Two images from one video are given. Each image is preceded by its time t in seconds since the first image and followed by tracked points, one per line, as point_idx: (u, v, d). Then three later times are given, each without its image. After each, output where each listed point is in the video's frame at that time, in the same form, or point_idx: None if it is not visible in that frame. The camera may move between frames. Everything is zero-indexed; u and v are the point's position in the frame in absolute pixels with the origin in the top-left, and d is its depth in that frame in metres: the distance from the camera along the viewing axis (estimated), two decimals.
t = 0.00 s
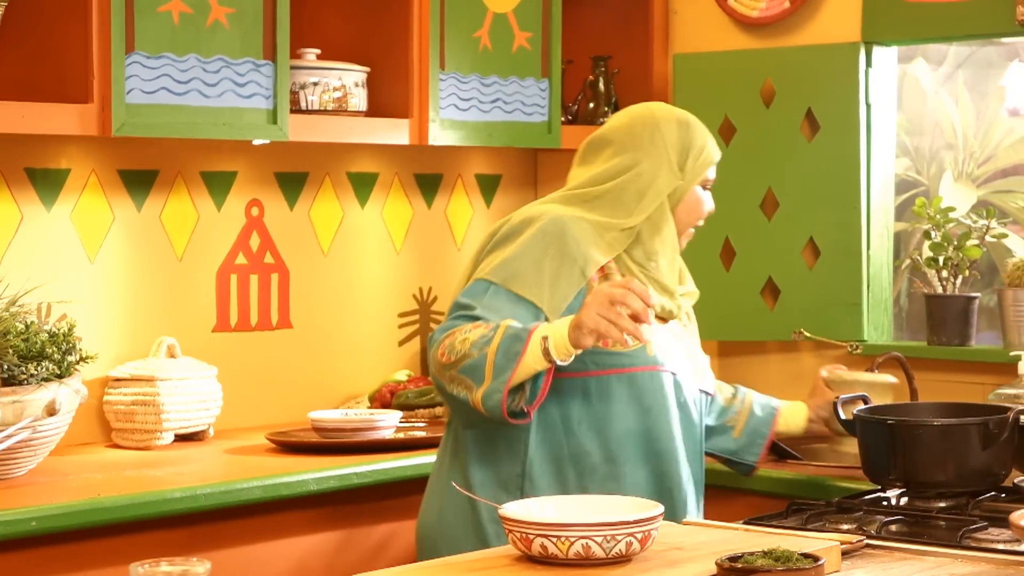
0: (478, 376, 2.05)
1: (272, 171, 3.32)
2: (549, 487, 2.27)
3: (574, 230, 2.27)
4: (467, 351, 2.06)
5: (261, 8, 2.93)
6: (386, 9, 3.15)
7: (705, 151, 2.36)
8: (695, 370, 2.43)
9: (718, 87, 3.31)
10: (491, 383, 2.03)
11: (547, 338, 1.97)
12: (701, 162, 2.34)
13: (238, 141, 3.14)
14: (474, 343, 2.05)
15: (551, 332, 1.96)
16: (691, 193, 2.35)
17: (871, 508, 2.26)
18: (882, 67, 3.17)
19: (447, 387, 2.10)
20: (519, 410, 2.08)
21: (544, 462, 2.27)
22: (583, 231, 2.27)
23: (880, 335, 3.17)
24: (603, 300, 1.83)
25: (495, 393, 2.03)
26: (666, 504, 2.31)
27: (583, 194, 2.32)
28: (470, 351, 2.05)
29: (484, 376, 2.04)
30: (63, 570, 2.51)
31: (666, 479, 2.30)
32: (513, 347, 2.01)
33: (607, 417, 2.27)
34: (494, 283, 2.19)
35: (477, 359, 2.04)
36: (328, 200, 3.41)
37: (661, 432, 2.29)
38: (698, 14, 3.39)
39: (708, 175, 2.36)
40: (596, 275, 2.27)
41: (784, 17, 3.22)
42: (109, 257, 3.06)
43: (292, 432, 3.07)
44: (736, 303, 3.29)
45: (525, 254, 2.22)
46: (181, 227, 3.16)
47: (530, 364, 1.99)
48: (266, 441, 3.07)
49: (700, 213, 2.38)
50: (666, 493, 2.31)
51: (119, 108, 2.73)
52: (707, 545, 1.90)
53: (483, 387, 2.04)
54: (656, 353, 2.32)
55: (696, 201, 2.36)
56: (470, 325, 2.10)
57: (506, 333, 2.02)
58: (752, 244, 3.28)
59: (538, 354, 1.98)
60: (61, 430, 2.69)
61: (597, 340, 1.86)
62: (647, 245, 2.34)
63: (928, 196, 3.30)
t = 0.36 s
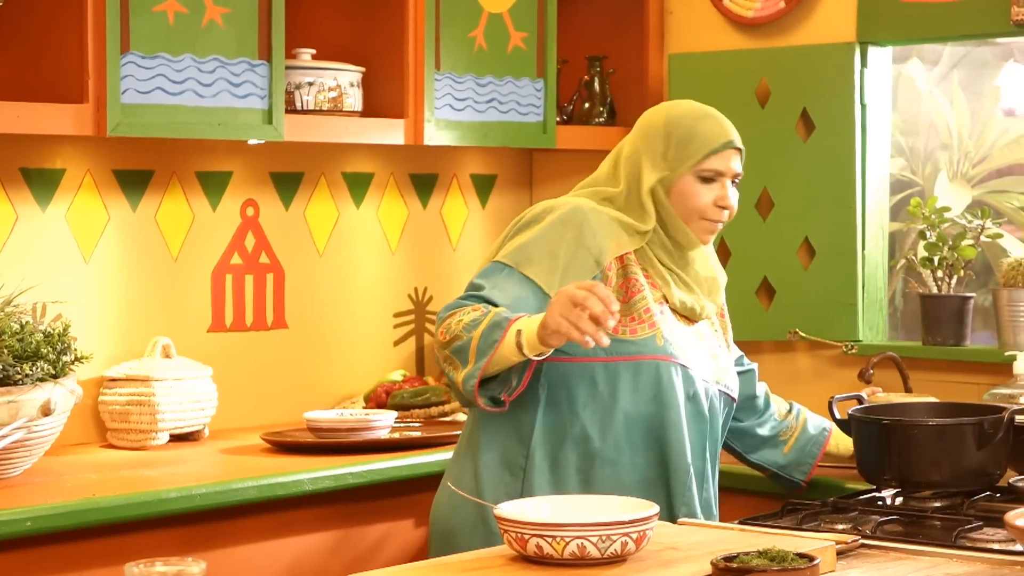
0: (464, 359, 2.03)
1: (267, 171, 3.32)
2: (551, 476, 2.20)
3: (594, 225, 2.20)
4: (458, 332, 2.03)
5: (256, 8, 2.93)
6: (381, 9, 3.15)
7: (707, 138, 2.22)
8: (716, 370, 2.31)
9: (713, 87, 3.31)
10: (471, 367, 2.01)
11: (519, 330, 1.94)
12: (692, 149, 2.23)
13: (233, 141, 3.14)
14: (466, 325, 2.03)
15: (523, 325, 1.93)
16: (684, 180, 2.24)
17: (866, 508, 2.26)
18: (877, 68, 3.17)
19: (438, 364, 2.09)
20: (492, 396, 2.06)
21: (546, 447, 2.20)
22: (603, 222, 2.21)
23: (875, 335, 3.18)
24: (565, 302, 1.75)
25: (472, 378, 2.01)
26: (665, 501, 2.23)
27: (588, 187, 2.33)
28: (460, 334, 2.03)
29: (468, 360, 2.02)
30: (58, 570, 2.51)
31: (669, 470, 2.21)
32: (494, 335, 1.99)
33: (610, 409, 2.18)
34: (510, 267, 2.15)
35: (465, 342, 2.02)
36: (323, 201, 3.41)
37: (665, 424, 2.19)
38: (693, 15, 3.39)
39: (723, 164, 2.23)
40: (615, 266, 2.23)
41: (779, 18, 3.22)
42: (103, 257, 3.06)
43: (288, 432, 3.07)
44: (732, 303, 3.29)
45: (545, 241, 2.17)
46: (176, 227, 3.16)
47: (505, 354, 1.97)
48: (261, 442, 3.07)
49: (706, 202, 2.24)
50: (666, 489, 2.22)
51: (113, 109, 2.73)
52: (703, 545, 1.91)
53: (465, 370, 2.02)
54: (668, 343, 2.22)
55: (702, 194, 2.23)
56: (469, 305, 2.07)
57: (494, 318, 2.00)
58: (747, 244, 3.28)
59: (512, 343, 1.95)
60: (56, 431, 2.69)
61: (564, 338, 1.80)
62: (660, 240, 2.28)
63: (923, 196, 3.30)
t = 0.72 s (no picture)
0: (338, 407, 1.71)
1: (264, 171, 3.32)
2: (463, 519, 1.88)
3: (489, 243, 1.88)
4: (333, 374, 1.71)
5: (253, 8, 2.93)
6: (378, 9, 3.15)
7: (576, 122, 1.89)
8: (641, 378, 1.91)
9: (710, 87, 3.31)
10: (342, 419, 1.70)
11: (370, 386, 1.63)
12: (571, 137, 1.89)
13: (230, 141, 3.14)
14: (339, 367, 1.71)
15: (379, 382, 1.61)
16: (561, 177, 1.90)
17: (864, 508, 2.26)
18: (874, 68, 3.17)
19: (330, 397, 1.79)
20: (365, 444, 1.75)
21: (453, 477, 1.89)
22: (501, 238, 1.89)
23: (872, 335, 3.19)
24: (376, 369, 1.58)
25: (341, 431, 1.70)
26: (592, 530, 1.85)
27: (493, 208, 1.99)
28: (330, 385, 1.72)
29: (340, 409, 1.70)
30: (55, 570, 2.51)
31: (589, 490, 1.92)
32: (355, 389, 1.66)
33: (507, 436, 1.86)
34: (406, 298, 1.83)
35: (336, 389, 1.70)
36: (320, 201, 3.41)
37: (573, 445, 1.86)
38: (690, 15, 3.40)
39: (606, 149, 1.87)
40: (506, 284, 1.86)
41: (776, 18, 3.22)
42: (100, 258, 3.05)
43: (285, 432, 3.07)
44: (729, 303, 3.29)
45: (436, 267, 1.85)
46: (172, 227, 3.16)
47: (368, 408, 1.66)
48: (258, 442, 3.07)
49: (587, 194, 1.87)
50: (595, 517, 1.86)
51: (110, 109, 2.73)
52: (700, 545, 1.90)
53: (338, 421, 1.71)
54: (581, 360, 1.87)
55: (584, 183, 1.88)
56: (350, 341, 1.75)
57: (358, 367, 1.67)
58: (743, 245, 3.27)
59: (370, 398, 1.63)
60: (53, 431, 2.69)
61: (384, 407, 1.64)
62: (563, 245, 1.92)
63: (920, 196, 3.31)
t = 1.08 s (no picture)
0: (225, 457, 1.82)
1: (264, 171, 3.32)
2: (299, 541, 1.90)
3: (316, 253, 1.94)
4: (216, 429, 1.83)
5: (253, 9, 2.93)
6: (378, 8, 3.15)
7: (413, 104, 1.93)
8: (469, 377, 1.89)
9: (710, 88, 3.31)
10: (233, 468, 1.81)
11: (265, 434, 1.76)
12: (407, 122, 1.93)
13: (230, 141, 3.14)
14: (221, 421, 1.83)
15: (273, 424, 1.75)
16: (399, 165, 1.94)
17: (864, 508, 2.26)
18: (875, 68, 3.17)
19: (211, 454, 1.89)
20: (265, 490, 1.87)
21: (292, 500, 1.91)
22: (326, 243, 1.94)
23: (872, 335, 3.18)
24: (294, 418, 1.67)
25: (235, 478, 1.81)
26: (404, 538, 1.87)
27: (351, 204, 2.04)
28: (218, 430, 1.83)
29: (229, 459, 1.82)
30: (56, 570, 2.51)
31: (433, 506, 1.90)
32: (245, 437, 1.78)
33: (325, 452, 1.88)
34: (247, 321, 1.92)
35: (223, 440, 1.82)
36: (320, 201, 3.41)
37: (385, 457, 1.86)
38: (690, 15, 3.40)
39: (443, 133, 1.91)
40: (328, 293, 1.92)
41: (776, 18, 3.22)
42: (101, 257, 3.05)
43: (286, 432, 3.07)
44: (729, 302, 3.29)
45: (273, 286, 1.93)
46: (173, 226, 3.15)
47: (262, 456, 1.78)
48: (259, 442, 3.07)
49: (424, 182, 1.91)
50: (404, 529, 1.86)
51: (110, 109, 2.74)
52: (700, 546, 1.90)
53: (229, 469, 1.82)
54: (381, 370, 1.87)
55: (420, 172, 1.92)
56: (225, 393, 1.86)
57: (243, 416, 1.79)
58: (743, 244, 3.27)
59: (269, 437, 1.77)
60: (53, 431, 2.70)
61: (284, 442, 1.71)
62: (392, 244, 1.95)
63: (920, 196, 3.31)
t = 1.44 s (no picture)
0: (199, 451, 1.84)
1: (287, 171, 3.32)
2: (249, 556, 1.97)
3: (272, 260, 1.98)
4: (187, 424, 1.85)
5: (276, 9, 2.93)
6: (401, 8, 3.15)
7: (358, 110, 1.97)
8: (411, 395, 1.92)
9: (732, 88, 3.30)
10: (209, 461, 1.82)
11: (248, 418, 1.77)
12: (353, 128, 1.98)
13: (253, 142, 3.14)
14: (193, 415, 1.84)
15: (252, 412, 1.77)
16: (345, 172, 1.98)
17: (889, 509, 2.24)
18: (897, 68, 3.16)
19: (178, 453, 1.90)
20: (237, 491, 1.89)
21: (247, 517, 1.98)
22: (281, 251, 1.99)
23: (896, 335, 3.17)
24: (300, 408, 1.68)
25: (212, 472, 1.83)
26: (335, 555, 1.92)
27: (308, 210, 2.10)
28: (189, 425, 1.84)
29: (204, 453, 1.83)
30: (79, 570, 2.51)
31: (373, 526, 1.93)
32: (223, 426, 1.80)
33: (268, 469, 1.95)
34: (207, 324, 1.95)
35: (196, 435, 1.84)
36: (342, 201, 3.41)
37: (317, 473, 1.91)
38: (712, 14, 3.39)
39: (388, 140, 1.95)
40: (279, 297, 1.98)
41: (799, 18, 3.22)
42: (124, 257, 3.06)
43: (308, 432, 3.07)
44: (751, 302, 3.29)
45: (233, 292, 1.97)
46: (195, 227, 3.16)
47: (240, 444, 1.80)
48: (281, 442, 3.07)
49: (369, 191, 1.95)
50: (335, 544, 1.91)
51: (134, 109, 2.74)
52: (725, 546, 1.89)
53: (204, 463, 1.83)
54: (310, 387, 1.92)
55: (366, 179, 1.95)
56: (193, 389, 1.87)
57: (219, 407, 1.81)
58: (766, 245, 3.27)
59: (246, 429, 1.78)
60: (77, 430, 2.70)
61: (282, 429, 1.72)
62: (346, 252, 2.01)
63: (944, 196, 3.30)
